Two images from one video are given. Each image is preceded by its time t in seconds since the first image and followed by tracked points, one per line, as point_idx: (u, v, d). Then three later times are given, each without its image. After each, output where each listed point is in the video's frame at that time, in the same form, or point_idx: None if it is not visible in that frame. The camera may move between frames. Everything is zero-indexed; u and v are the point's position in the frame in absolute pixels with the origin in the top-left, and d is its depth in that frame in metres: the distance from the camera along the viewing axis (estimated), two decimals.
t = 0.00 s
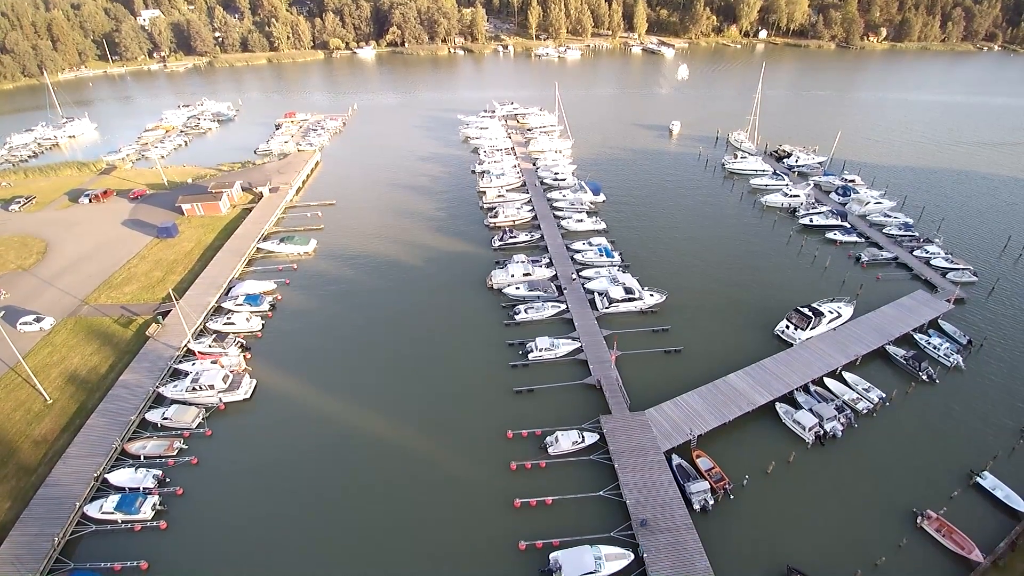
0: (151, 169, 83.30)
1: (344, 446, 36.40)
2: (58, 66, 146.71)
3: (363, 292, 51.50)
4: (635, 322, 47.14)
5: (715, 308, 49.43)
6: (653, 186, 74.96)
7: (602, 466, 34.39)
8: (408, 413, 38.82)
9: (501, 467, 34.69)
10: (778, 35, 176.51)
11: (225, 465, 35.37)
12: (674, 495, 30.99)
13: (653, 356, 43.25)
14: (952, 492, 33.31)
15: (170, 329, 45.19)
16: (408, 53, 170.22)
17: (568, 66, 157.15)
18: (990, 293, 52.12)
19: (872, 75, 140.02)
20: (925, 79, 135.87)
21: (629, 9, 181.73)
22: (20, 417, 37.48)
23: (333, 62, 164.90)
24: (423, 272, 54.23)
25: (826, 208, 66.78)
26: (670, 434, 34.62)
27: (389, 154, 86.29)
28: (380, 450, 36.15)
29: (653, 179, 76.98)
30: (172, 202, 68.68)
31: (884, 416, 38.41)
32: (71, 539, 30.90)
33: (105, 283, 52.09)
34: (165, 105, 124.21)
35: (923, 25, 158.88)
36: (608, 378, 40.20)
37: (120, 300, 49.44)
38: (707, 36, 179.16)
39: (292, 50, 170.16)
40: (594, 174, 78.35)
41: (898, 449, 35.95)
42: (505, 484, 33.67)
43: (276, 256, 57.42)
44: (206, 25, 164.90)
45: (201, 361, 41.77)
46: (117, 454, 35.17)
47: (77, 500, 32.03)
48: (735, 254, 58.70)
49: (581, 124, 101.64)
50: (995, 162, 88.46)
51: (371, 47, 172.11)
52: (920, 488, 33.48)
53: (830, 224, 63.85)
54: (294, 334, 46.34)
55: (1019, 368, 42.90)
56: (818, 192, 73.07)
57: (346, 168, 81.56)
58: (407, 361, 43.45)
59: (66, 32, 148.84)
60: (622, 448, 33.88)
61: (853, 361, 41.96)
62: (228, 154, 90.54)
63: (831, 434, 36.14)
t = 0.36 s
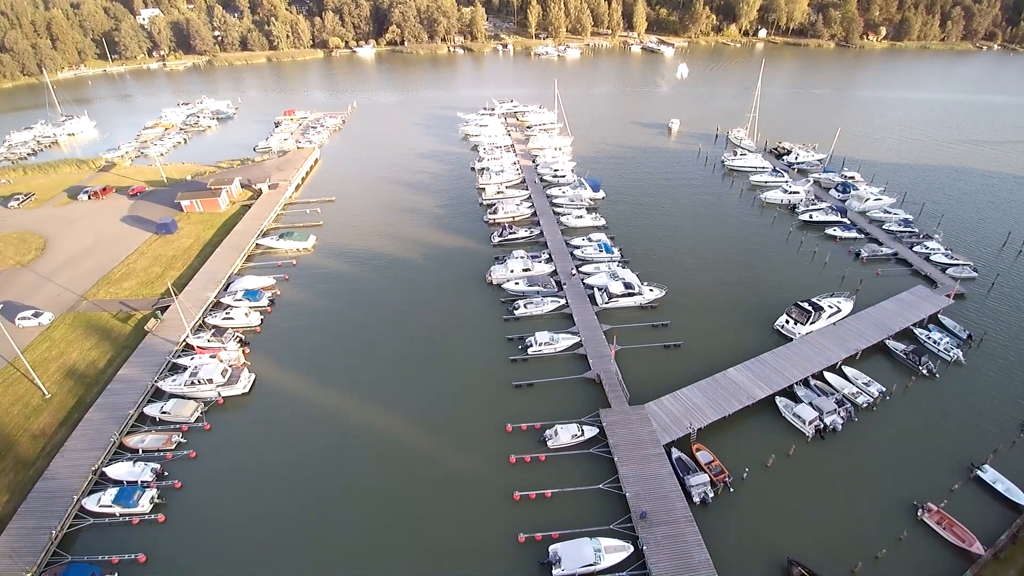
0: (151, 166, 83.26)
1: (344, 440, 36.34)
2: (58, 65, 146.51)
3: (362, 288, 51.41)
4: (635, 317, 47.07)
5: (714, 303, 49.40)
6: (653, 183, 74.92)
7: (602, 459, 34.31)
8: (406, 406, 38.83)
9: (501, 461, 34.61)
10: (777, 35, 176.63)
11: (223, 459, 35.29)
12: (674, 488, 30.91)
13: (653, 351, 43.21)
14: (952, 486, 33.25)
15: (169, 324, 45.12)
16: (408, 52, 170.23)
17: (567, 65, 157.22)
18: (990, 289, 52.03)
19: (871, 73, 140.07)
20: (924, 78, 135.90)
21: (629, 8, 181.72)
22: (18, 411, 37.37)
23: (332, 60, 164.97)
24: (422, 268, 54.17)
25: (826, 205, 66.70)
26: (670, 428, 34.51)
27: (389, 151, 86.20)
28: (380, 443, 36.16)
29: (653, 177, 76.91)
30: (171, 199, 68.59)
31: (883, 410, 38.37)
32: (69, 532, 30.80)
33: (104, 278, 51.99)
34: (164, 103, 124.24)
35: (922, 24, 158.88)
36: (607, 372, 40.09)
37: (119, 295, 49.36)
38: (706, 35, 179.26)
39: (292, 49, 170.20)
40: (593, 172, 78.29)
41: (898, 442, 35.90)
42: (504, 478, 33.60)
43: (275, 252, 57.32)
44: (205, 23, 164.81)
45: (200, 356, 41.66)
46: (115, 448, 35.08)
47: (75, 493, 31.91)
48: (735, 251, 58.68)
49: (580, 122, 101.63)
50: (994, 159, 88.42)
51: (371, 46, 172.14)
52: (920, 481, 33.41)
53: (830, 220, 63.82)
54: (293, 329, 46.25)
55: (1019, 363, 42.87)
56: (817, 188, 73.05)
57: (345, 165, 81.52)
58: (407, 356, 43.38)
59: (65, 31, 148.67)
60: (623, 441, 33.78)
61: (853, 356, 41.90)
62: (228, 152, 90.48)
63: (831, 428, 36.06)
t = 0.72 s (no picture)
0: (149, 163, 83.08)
1: (342, 434, 36.22)
2: (57, 64, 146.34)
3: (361, 283, 51.27)
4: (635, 311, 46.97)
5: (714, 298, 49.30)
6: (652, 180, 74.82)
7: (601, 452, 34.17)
8: (405, 400, 38.69)
9: (499, 454, 34.48)
10: (777, 33, 176.62)
11: (221, 452, 35.13)
12: (674, 480, 30.71)
13: (652, 345, 43.10)
14: (953, 478, 33.09)
15: (168, 318, 44.96)
16: (407, 51, 170.16)
17: (567, 63, 157.20)
18: (990, 284, 51.90)
19: (871, 72, 140.03)
20: (924, 76, 135.85)
21: (628, 7, 181.72)
22: (15, 405, 37.21)
23: (331, 59, 164.89)
24: (422, 263, 54.04)
25: (826, 201, 66.58)
26: (670, 421, 34.36)
27: (389, 148, 86.07)
28: (380, 436, 36.05)
29: (652, 173, 76.80)
30: (170, 195, 68.44)
31: (884, 403, 38.23)
32: (65, 526, 30.63)
33: (102, 274, 51.79)
34: (163, 101, 124.07)
35: (922, 23, 158.82)
36: (607, 366, 39.96)
37: (117, 290, 49.20)
38: (705, 34, 179.22)
39: (291, 48, 170.04)
40: (593, 168, 78.17)
41: (899, 436, 35.74)
42: (504, 471, 33.47)
43: (274, 248, 57.17)
44: (205, 22, 164.61)
45: (198, 350, 41.42)
46: (113, 441, 34.92)
47: (71, 486, 31.74)
48: (734, 246, 58.59)
49: (580, 119, 101.57)
50: (994, 156, 88.29)
51: (370, 45, 172.08)
52: (921, 474, 33.26)
53: (830, 216, 63.72)
54: (292, 324, 46.11)
55: (1020, 356, 42.75)
56: (817, 184, 72.97)
57: (344, 162, 81.43)
58: (405, 350, 43.23)
59: (64, 29, 148.49)
60: (622, 434, 33.60)
61: (853, 349, 41.78)
62: (227, 149, 90.33)
63: (831, 421, 35.92)
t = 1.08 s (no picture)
0: (147, 160, 82.77)
1: (340, 427, 36.03)
2: (55, 62, 145.92)
3: (359, 278, 51.04)
4: (634, 305, 46.73)
5: (714, 292, 49.03)
6: (651, 176, 74.64)
7: (601, 444, 33.93)
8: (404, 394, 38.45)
9: (498, 446, 34.28)
10: (776, 32, 176.46)
11: (218, 446, 34.88)
12: (674, 472, 30.45)
13: (652, 338, 42.83)
14: (955, 470, 32.90)
15: (165, 312, 44.71)
16: (406, 49, 169.88)
17: (566, 61, 156.93)
18: (991, 278, 51.73)
19: (870, 70, 139.89)
20: (923, 74, 135.68)
21: (628, 6, 181.42)
22: (11, 399, 36.94)
23: (331, 57, 164.62)
24: (420, 258, 53.80)
25: (826, 196, 66.40)
26: (670, 413, 34.09)
27: (387, 145, 85.80)
28: (378, 429, 35.81)
29: (652, 169, 76.59)
30: (168, 191, 68.15)
31: (885, 396, 38.04)
32: (60, 518, 30.39)
33: (99, 268, 51.54)
34: (161, 99, 123.66)
35: (921, 21, 158.71)
36: (606, 359, 39.69)
37: (114, 285, 48.93)
38: (705, 32, 178.92)
39: (290, 46, 169.69)
40: (592, 164, 77.95)
41: (900, 428, 35.55)
42: (502, 463, 33.23)
43: (272, 243, 56.91)
44: (203, 20, 164.17)
45: (194, 344, 41.15)
46: (109, 434, 34.67)
47: (66, 479, 31.50)
48: (734, 241, 58.37)
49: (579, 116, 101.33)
50: (994, 153, 88.11)
51: (369, 43, 171.83)
52: (922, 466, 33.05)
53: (830, 211, 63.53)
54: (290, 318, 45.85)
55: (1021, 349, 42.59)
56: (816, 180, 72.80)
57: (343, 158, 81.18)
58: (404, 344, 42.97)
59: (63, 27, 147.97)
60: (622, 426, 33.34)
61: (854, 343, 41.56)
62: (225, 146, 90.12)
63: (832, 413, 35.70)
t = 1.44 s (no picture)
0: (145, 156, 82.47)
1: (337, 419, 35.75)
2: (54, 60, 145.54)
3: (357, 272, 50.77)
4: (634, 298, 46.48)
5: (714, 285, 48.80)
6: (651, 171, 74.38)
7: (600, 436, 33.66)
8: (401, 386, 38.17)
9: (496, 439, 34.01)
10: (775, 30, 176.23)
11: (213, 439, 34.61)
12: (675, 463, 30.14)
13: (652, 331, 42.56)
14: (958, 462, 32.61)
15: (161, 306, 44.42)
16: (405, 47, 169.63)
17: (565, 59, 156.65)
18: (991, 272, 51.50)
19: (869, 67, 139.67)
20: (923, 72, 135.48)
21: (627, 4, 181.11)
22: (5, 392, 36.64)
23: (330, 56, 164.29)
24: (418, 253, 53.55)
25: (826, 190, 66.15)
26: (670, 405, 33.79)
27: (386, 141, 85.53)
28: (376, 422, 35.56)
29: (652, 165, 76.30)
30: (166, 186, 67.88)
31: (886, 388, 37.79)
32: (54, 511, 30.11)
33: (96, 263, 51.24)
34: (159, 97, 123.26)
35: (920, 19, 158.54)
36: (605, 352, 39.40)
37: (111, 279, 48.65)
38: (704, 30, 178.75)
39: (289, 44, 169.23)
40: (591, 160, 77.70)
41: (901, 420, 35.30)
42: (501, 455, 32.97)
43: (269, 238, 56.60)
44: (202, 18, 163.74)
45: (191, 337, 40.85)
46: (104, 427, 34.39)
47: (61, 471, 31.22)
48: (734, 236, 58.13)
49: (578, 113, 101.04)
50: (994, 149, 87.87)
51: (368, 41, 171.45)
52: (925, 457, 32.78)
53: (830, 206, 63.29)
54: (287, 312, 45.57)
55: (1022, 343, 42.37)
56: (816, 175, 72.57)
57: (341, 154, 80.95)
58: (402, 338, 42.70)
59: (61, 26, 147.54)
60: (622, 418, 33.05)
61: (854, 335, 41.31)
62: (223, 143, 89.78)
63: (833, 405, 35.44)
